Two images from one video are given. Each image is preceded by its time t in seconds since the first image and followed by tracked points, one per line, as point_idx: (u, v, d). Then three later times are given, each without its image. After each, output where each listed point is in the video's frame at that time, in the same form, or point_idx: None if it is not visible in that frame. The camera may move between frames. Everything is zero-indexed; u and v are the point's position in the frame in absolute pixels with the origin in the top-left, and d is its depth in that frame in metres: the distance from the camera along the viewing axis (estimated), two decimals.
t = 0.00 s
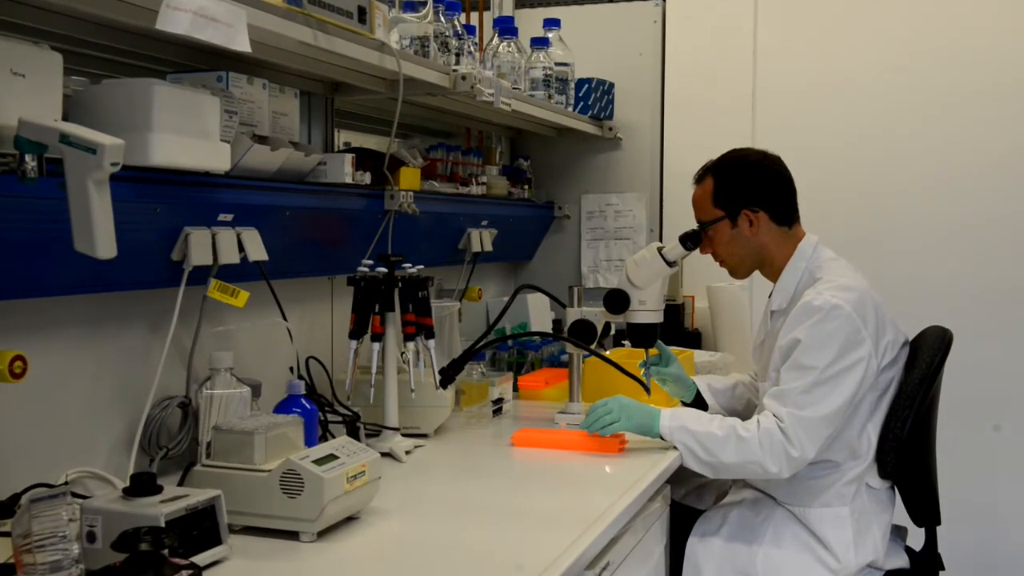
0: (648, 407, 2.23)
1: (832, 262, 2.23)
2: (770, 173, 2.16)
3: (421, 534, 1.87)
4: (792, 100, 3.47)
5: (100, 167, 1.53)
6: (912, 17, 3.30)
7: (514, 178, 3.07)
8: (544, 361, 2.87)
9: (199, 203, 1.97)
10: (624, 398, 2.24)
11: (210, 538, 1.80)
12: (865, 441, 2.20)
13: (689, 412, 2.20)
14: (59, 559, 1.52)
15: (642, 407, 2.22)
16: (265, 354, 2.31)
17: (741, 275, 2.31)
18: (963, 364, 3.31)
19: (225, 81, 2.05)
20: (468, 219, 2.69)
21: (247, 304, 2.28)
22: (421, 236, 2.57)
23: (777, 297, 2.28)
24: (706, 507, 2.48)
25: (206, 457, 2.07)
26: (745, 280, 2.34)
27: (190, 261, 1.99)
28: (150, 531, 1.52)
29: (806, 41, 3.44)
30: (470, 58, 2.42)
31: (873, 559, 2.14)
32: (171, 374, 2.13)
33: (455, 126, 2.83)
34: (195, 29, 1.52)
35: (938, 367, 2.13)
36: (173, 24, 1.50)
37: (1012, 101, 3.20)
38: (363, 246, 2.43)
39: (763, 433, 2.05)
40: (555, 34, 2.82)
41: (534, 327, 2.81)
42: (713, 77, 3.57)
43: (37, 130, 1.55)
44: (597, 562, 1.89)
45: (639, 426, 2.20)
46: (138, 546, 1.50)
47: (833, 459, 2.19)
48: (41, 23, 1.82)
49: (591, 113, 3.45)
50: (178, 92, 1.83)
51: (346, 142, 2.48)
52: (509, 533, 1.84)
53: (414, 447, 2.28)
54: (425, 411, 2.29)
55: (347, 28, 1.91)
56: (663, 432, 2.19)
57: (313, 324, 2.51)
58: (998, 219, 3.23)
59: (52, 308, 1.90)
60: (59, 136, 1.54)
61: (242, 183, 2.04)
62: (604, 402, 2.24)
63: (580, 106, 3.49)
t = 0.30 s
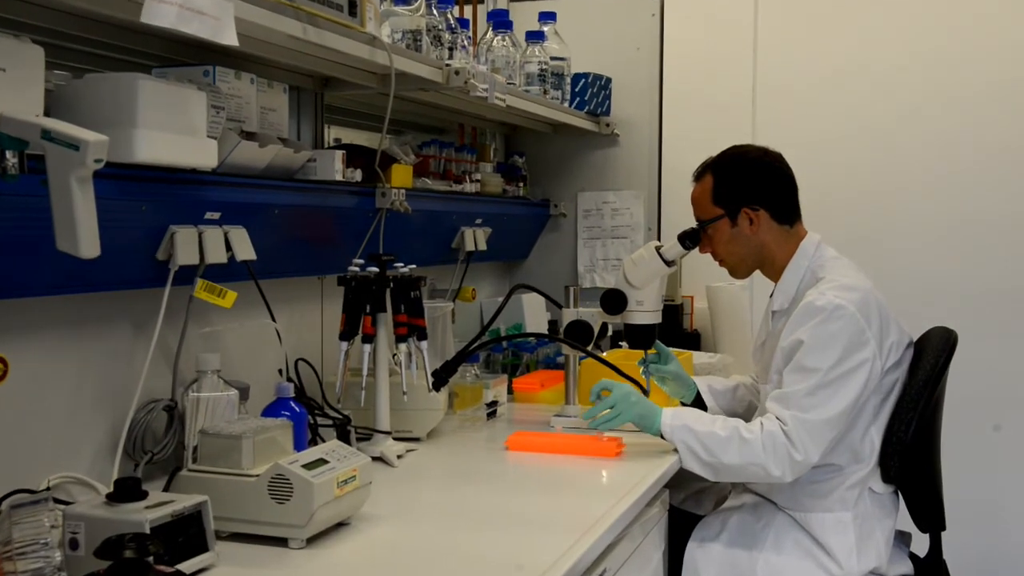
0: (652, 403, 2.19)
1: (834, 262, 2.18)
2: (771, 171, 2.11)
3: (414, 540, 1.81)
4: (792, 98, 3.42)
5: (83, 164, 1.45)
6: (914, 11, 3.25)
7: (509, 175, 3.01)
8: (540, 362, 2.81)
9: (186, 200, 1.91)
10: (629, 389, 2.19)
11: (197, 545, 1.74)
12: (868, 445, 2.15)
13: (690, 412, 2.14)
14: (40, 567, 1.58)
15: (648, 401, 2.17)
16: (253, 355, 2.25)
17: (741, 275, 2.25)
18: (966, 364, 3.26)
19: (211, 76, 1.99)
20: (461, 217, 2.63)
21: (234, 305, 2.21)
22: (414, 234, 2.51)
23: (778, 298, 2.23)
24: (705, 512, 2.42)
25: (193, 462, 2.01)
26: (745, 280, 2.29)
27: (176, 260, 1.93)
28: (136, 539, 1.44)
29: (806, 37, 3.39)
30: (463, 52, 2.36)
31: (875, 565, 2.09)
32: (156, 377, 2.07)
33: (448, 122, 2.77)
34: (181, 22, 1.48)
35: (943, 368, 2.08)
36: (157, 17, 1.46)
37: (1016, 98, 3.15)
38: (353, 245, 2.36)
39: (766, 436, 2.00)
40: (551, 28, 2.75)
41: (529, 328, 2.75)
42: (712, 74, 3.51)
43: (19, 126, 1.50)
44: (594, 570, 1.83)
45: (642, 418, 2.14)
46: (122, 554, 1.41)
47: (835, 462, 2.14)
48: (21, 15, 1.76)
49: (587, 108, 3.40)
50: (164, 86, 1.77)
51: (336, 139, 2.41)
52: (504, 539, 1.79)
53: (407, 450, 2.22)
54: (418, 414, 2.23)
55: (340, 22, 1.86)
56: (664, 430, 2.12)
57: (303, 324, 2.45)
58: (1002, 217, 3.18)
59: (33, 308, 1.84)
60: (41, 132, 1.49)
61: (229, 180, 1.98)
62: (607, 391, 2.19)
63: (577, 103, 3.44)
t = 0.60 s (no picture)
0: (673, 406, 2.13)
1: (841, 261, 2.11)
2: (774, 167, 2.04)
3: (403, 549, 1.73)
4: (794, 92, 3.34)
5: (61, 160, 1.40)
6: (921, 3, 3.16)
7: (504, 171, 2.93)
8: (535, 365, 2.74)
9: (169, 198, 1.84)
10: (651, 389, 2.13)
11: (179, 554, 1.63)
12: (875, 450, 2.08)
13: (712, 419, 2.07)
14: None
15: (668, 403, 2.11)
16: (238, 358, 2.17)
17: (744, 274, 2.19)
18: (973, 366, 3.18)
19: (195, 68, 1.92)
20: (454, 215, 2.56)
21: (218, 306, 2.14)
22: (406, 233, 2.43)
23: (782, 298, 2.15)
24: (706, 519, 2.35)
25: (175, 469, 1.94)
26: (748, 279, 2.22)
27: (158, 259, 1.86)
28: (116, 548, 1.37)
29: (811, 29, 3.31)
30: (456, 43, 2.28)
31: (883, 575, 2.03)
32: (137, 380, 1.99)
33: (441, 116, 2.70)
34: (163, 13, 1.41)
35: (951, 370, 2.01)
36: (141, 9, 1.38)
37: None
38: (343, 244, 2.29)
39: (787, 448, 1.93)
40: (546, 18, 2.71)
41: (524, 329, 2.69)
42: (712, 69, 3.44)
43: None
44: None
45: (657, 420, 2.09)
46: (102, 564, 1.34)
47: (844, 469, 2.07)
48: None
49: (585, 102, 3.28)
50: (146, 79, 1.70)
51: (325, 133, 2.33)
52: (499, 549, 1.71)
53: (397, 456, 2.14)
54: (408, 418, 2.15)
55: (327, 12, 1.78)
56: (683, 437, 2.06)
57: (291, 326, 2.37)
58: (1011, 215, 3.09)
59: (8, 309, 1.76)
60: (19, 127, 1.43)
61: (216, 177, 1.91)
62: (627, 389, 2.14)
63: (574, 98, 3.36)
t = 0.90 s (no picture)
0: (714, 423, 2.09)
1: (850, 259, 2.03)
2: (779, 161, 1.97)
3: (393, 559, 1.64)
4: (804, 79, 3.14)
5: (37, 155, 1.32)
6: None
7: (497, 166, 2.82)
8: (530, 368, 2.66)
9: (151, 195, 1.75)
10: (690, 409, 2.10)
11: (161, 566, 1.53)
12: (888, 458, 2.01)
13: (747, 434, 2.02)
14: None
15: (708, 423, 2.08)
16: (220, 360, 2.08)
17: (750, 273, 2.11)
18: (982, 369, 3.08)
19: (176, 58, 1.84)
20: (446, 213, 2.47)
21: (200, 306, 2.05)
22: (397, 230, 2.34)
23: (790, 298, 2.07)
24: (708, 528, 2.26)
25: (156, 476, 1.85)
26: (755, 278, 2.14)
27: (138, 258, 1.77)
28: (92, 560, 1.36)
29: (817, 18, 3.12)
30: (449, 33, 2.19)
31: None
32: (116, 384, 1.90)
33: (432, 110, 2.61)
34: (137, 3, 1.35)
35: (963, 373, 1.94)
36: None
37: None
38: (331, 241, 2.20)
39: (813, 464, 1.86)
40: (541, 9, 2.63)
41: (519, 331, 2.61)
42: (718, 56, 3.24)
43: None
44: None
45: (697, 444, 2.06)
46: None
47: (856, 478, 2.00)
48: None
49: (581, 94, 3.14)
50: (126, 70, 1.62)
51: (312, 127, 2.23)
52: (494, 559, 1.62)
53: (387, 463, 2.05)
54: (398, 423, 2.06)
55: None
56: (717, 455, 2.02)
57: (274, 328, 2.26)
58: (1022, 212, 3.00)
59: None
60: None
61: (202, 174, 1.84)
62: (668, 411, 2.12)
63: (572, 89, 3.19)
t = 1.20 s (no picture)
0: (720, 418, 2.05)
1: (856, 258, 1.97)
2: (781, 155, 1.91)
3: (382, 569, 1.57)
4: (807, 74, 3.01)
5: (14, 150, 1.27)
6: None
7: (491, 162, 2.73)
8: (525, 370, 2.58)
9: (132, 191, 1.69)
10: (694, 402, 2.06)
11: None
12: (890, 462, 1.95)
13: (748, 431, 1.98)
14: None
15: (713, 417, 2.03)
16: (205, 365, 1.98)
17: (755, 274, 2.04)
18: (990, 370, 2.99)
19: (159, 51, 1.78)
20: (439, 210, 2.39)
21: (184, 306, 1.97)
22: (386, 227, 2.26)
23: (794, 298, 2.01)
24: (709, 535, 2.19)
25: (137, 483, 1.78)
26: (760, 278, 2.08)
27: (119, 257, 1.70)
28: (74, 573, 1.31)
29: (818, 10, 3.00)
30: (440, 25, 2.12)
31: None
32: (96, 387, 1.83)
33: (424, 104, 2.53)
34: None
35: (971, 376, 1.88)
36: None
37: None
38: (318, 240, 2.11)
39: (797, 465, 1.82)
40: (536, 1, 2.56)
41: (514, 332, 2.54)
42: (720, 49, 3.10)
43: None
44: None
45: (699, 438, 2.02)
46: None
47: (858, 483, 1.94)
48: None
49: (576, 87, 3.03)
50: (108, 63, 1.56)
51: (299, 122, 2.16)
52: (488, 569, 1.55)
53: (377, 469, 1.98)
54: (389, 427, 1.99)
55: None
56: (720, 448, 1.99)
57: (259, 329, 2.15)
58: None
59: None
60: None
61: (189, 170, 1.77)
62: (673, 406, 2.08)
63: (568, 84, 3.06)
